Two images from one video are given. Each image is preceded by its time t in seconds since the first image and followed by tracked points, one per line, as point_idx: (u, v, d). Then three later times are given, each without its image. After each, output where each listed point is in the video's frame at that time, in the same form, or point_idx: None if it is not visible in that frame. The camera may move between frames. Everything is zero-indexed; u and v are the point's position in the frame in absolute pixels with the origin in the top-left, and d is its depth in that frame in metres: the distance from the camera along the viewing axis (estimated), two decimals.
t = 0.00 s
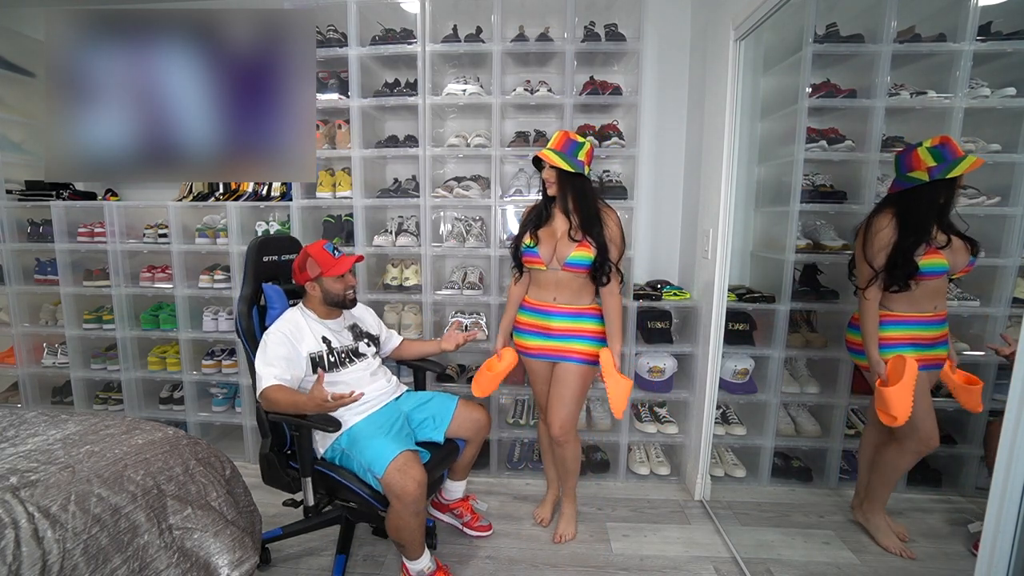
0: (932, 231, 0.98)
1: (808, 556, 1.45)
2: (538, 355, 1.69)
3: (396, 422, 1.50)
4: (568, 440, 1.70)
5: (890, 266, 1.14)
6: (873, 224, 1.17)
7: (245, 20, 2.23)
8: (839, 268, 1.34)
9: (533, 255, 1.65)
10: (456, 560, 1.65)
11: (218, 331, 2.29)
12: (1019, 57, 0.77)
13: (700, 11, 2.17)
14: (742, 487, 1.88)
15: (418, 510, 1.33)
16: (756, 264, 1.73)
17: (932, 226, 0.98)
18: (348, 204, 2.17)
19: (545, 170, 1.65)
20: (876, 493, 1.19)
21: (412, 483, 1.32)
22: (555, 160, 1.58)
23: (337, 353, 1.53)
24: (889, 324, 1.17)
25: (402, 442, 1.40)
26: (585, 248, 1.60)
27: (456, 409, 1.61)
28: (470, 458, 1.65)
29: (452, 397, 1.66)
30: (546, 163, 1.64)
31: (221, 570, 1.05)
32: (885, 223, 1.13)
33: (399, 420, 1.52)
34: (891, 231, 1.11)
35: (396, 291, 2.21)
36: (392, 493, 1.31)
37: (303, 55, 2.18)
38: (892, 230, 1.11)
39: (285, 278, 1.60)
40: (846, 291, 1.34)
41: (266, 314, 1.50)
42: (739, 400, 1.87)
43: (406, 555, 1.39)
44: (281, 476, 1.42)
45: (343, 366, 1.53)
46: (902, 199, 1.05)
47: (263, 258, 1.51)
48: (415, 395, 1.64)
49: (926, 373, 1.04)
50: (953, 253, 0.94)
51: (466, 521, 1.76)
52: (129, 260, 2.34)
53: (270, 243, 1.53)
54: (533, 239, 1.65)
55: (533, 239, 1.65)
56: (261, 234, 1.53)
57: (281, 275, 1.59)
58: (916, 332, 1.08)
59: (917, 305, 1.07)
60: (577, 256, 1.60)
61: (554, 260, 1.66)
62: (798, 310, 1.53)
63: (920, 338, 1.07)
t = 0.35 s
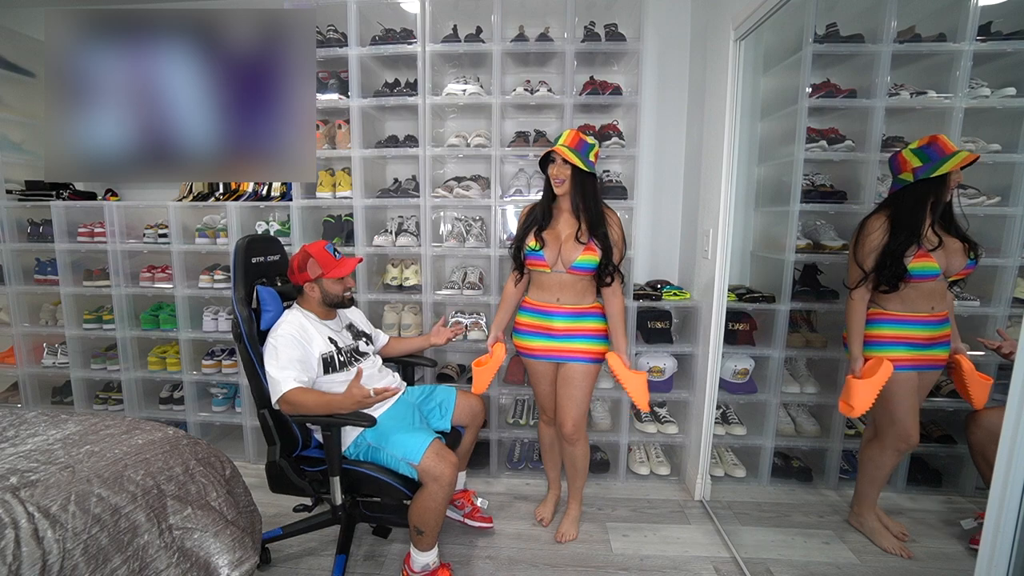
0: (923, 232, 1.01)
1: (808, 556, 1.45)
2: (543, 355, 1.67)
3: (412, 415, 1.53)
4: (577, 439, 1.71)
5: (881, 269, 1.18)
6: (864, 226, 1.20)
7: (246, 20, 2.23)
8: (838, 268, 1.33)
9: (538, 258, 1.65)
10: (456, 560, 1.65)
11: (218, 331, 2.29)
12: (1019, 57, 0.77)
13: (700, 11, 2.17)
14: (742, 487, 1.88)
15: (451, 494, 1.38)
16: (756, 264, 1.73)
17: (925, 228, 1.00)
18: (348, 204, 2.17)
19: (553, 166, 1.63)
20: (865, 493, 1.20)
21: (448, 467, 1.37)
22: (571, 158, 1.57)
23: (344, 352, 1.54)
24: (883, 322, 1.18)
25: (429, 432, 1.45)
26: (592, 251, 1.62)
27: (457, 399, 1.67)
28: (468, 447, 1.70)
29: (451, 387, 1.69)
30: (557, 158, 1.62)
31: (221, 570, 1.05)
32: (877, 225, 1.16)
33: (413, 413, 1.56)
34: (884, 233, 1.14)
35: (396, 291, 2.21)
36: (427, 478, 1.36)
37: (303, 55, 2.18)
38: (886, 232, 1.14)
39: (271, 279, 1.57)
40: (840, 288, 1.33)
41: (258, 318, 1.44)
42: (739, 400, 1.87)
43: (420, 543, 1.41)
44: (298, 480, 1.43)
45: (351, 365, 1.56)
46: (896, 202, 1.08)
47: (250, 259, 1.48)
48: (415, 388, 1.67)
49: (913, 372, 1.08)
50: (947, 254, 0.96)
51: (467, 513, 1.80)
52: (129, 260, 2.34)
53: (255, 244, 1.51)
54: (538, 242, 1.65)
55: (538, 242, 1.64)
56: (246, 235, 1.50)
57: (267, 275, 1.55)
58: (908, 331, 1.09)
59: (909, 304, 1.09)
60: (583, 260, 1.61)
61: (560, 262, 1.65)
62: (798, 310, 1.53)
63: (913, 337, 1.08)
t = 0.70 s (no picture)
0: (915, 232, 1.02)
1: (807, 556, 1.45)
2: (544, 356, 1.67)
3: (419, 410, 1.55)
4: (580, 436, 1.72)
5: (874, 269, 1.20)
6: (860, 225, 1.22)
7: (246, 20, 2.23)
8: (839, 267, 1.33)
9: (540, 258, 1.64)
10: (457, 560, 1.65)
11: (218, 331, 2.29)
12: (1020, 57, 0.76)
13: (700, 10, 2.17)
14: (742, 487, 1.88)
15: (465, 485, 1.40)
16: (756, 264, 1.73)
17: (916, 229, 1.02)
18: (348, 204, 2.17)
19: (559, 166, 1.63)
20: (864, 492, 1.21)
21: (463, 459, 1.40)
22: (581, 158, 1.59)
23: (348, 351, 1.55)
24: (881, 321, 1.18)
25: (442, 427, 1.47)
26: (596, 252, 1.63)
27: (457, 395, 1.67)
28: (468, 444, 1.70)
29: (448, 383, 1.67)
30: (563, 157, 1.62)
31: (221, 570, 1.05)
32: (871, 224, 1.18)
33: (417, 407, 1.57)
34: (876, 233, 1.15)
35: (396, 291, 2.21)
36: (442, 468, 1.38)
37: (303, 55, 2.18)
38: (878, 231, 1.15)
39: (265, 280, 1.56)
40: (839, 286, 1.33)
41: (259, 319, 1.44)
42: (739, 400, 1.87)
43: (427, 536, 1.41)
44: (307, 481, 1.42)
45: (354, 364, 1.55)
46: (891, 202, 1.10)
47: (247, 261, 1.46)
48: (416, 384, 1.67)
49: (908, 372, 1.08)
50: (940, 253, 0.97)
51: (468, 508, 1.81)
52: (129, 260, 2.34)
53: (251, 244, 1.49)
54: (541, 243, 1.64)
55: (541, 243, 1.64)
56: (240, 235, 1.47)
57: (260, 276, 1.53)
58: (907, 331, 1.09)
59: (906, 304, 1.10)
60: (586, 260, 1.62)
61: (562, 262, 1.66)
62: (798, 310, 1.53)
63: (911, 337, 1.07)
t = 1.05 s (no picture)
0: (915, 231, 1.02)
1: (808, 556, 1.45)
2: (546, 357, 1.67)
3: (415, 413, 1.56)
4: (579, 438, 1.71)
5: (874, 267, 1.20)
6: (862, 223, 1.21)
7: (246, 20, 2.23)
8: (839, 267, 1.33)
9: (539, 260, 1.64)
10: (457, 560, 1.65)
11: (218, 331, 2.29)
12: (1020, 57, 0.76)
13: (700, 10, 2.17)
14: (742, 487, 1.88)
15: (460, 489, 1.40)
16: (756, 264, 1.73)
17: (916, 228, 1.02)
18: (348, 204, 2.17)
19: (556, 164, 1.64)
20: (864, 493, 1.21)
21: (456, 463, 1.39)
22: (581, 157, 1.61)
23: (348, 350, 1.55)
24: (879, 322, 1.19)
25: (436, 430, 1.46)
26: (595, 249, 1.63)
27: (456, 397, 1.67)
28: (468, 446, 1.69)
29: (450, 387, 1.69)
30: (562, 156, 1.63)
31: (221, 570, 1.05)
32: (874, 222, 1.17)
33: (415, 410, 1.57)
34: (878, 231, 1.15)
35: (396, 291, 2.21)
36: (436, 472, 1.37)
37: (303, 55, 2.18)
38: (881, 230, 1.14)
39: (267, 280, 1.56)
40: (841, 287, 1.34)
41: (258, 319, 1.44)
42: (739, 400, 1.88)
43: (424, 541, 1.41)
44: (303, 481, 1.42)
45: (353, 363, 1.55)
46: (892, 200, 1.09)
47: (248, 260, 1.46)
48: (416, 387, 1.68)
49: (908, 372, 1.08)
50: (939, 252, 0.97)
51: (467, 510, 1.79)
52: (129, 260, 2.34)
53: (253, 244, 1.49)
54: (539, 244, 1.64)
55: (539, 244, 1.64)
56: (241, 235, 1.46)
57: (264, 275, 1.54)
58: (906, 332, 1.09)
59: (902, 304, 1.11)
60: (586, 260, 1.62)
61: (561, 263, 1.66)
62: (798, 310, 1.53)
63: (908, 339, 1.08)
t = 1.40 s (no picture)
0: (925, 230, 1.00)
1: (808, 556, 1.45)
2: (547, 358, 1.67)
3: (409, 416, 1.53)
4: (577, 439, 1.71)
5: (881, 266, 1.18)
6: (870, 221, 1.20)
7: (246, 20, 2.23)
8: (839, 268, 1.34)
9: (535, 265, 1.64)
10: (457, 560, 1.65)
11: (218, 331, 2.29)
12: (1020, 57, 0.76)
13: (700, 11, 2.17)
14: (742, 487, 1.88)
15: (443, 498, 1.36)
16: (756, 264, 1.73)
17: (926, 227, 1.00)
18: (348, 204, 2.17)
19: (549, 162, 1.65)
20: (867, 492, 1.21)
21: (438, 472, 1.36)
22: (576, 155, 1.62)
23: (344, 350, 1.54)
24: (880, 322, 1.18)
25: (422, 435, 1.44)
26: (590, 247, 1.63)
27: (457, 403, 1.64)
28: (469, 451, 1.67)
29: (453, 392, 1.67)
30: (554, 154, 1.64)
31: (222, 570, 1.05)
32: (884, 220, 1.15)
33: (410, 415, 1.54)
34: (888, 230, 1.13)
35: (396, 291, 2.21)
36: (417, 481, 1.35)
37: (303, 54, 2.18)
38: (890, 228, 1.13)
39: (276, 278, 1.58)
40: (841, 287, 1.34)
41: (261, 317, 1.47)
42: (739, 400, 1.88)
43: (415, 552, 1.39)
44: (292, 478, 1.42)
45: (351, 363, 1.55)
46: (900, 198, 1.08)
47: (255, 258, 1.48)
48: (416, 390, 1.66)
49: (912, 372, 1.07)
50: (945, 252, 0.96)
51: (467, 518, 1.78)
52: (129, 260, 2.33)
53: (260, 243, 1.51)
54: (534, 250, 1.64)
55: (534, 249, 1.64)
56: (249, 235, 1.49)
57: (273, 274, 1.56)
58: (908, 331, 1.08)
59: (907, 302, 1.10)
60: (582, 258, 1.62)
61: (558, 265, 1.66)
62: (798, 310, 1.53)
63: (908, 338, 1.08)
